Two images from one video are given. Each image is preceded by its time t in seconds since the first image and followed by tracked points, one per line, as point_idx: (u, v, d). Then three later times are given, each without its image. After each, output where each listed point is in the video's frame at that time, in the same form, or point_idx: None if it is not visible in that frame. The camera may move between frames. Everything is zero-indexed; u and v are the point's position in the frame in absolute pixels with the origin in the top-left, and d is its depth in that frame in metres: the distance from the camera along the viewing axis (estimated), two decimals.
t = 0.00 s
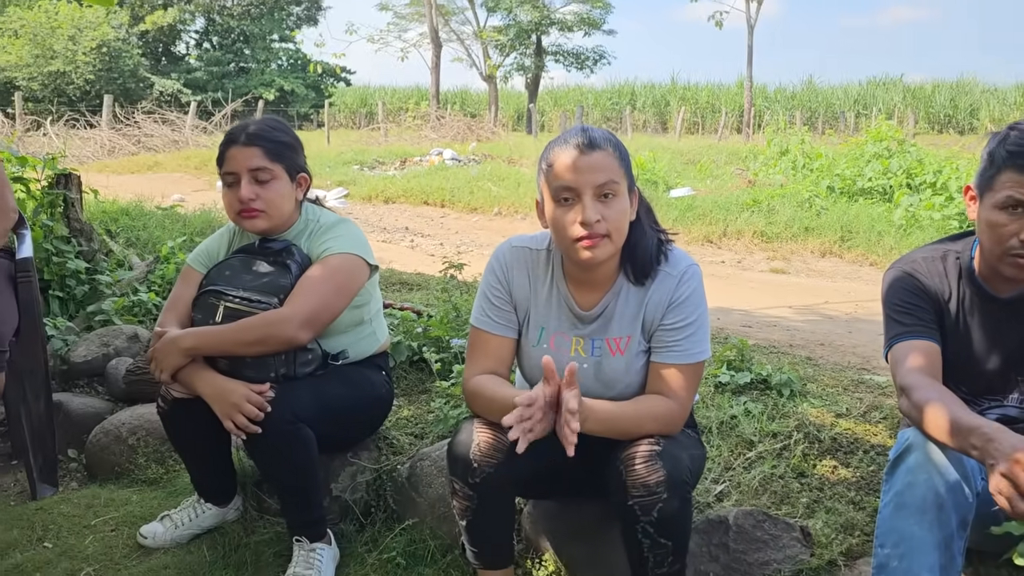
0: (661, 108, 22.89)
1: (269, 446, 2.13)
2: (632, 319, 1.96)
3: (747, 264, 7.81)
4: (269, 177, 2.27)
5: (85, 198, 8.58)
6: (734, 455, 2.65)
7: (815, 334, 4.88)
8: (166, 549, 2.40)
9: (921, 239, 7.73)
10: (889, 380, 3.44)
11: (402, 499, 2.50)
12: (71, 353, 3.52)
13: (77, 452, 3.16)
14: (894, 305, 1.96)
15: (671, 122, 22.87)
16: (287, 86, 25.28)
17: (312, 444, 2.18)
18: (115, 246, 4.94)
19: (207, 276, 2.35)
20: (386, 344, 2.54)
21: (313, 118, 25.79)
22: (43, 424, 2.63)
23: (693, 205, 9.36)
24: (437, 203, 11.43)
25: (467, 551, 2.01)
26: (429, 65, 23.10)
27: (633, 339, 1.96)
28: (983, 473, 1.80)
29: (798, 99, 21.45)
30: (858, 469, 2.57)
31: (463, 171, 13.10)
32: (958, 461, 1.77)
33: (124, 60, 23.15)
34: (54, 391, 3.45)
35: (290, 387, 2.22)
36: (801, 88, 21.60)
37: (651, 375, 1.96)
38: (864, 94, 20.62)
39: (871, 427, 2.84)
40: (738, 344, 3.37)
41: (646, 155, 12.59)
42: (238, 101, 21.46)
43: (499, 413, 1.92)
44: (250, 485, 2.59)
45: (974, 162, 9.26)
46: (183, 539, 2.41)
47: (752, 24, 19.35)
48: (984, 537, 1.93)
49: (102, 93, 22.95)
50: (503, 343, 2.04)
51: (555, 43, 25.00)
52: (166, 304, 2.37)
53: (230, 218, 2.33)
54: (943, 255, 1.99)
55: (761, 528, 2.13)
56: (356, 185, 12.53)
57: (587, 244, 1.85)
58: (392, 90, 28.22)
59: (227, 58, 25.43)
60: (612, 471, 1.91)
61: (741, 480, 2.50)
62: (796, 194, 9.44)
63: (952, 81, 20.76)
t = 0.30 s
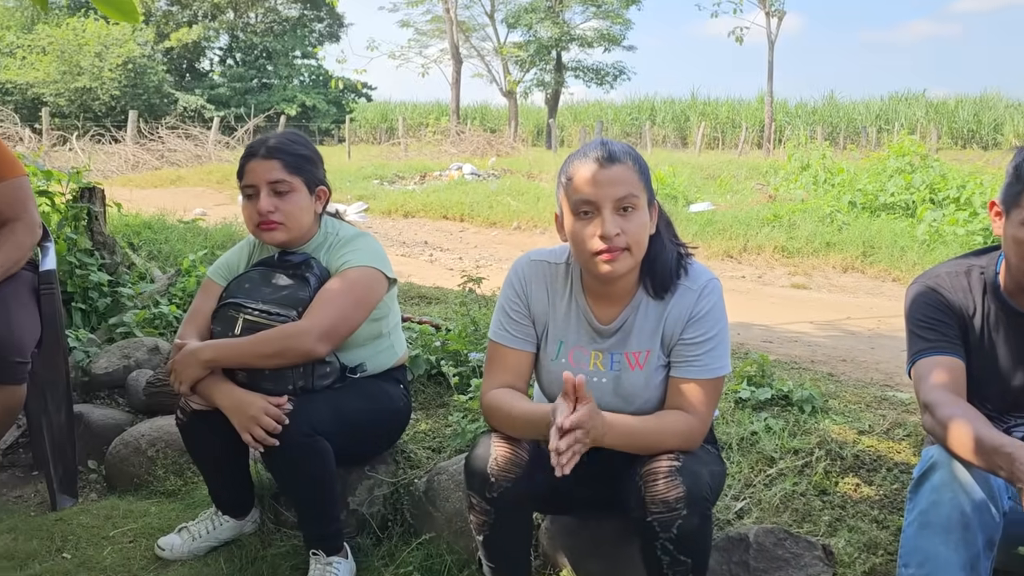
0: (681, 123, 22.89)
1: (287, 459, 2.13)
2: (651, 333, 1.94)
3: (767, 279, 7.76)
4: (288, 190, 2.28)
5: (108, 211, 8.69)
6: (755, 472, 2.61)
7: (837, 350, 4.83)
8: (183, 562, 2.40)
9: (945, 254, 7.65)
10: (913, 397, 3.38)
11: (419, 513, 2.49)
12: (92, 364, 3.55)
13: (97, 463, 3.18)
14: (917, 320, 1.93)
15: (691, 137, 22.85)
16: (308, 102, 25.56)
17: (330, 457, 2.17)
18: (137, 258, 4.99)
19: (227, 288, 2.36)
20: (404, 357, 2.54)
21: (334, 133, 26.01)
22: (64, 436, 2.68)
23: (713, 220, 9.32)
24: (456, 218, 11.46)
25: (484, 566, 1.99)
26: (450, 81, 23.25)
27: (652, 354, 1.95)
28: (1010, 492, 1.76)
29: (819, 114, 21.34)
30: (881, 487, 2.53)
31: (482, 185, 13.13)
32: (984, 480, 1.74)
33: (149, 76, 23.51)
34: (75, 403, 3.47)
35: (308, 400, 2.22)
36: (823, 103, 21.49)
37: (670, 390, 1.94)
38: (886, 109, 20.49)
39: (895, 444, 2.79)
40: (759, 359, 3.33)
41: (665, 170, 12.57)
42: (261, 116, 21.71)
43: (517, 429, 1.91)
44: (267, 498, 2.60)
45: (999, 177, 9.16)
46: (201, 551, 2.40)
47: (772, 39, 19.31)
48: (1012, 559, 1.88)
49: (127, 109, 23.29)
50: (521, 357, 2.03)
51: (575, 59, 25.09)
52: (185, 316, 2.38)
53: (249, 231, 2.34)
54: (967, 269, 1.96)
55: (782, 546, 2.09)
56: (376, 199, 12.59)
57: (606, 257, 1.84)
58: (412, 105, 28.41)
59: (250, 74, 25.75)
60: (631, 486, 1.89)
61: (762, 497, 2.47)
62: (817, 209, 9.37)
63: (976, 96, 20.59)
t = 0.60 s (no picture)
0: (706, 133, 22.80)
1: (308, 469, 2.14)
2: (675, 342, 1.93)
3: (792, 290, 7.68)
4: (311, 197, 2.30)
5: (136, 220, 8.80)
6: (780, 484, 2.58)
7: (864, 361, 4.76)
8: (205, 569, 2.40)
9: (973, 265, 7.54)
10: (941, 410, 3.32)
11: (440, 522, 2.49)
12: (118, 371, 3.59)
13: (121, 469, 3.21)
14: (945, 330, 1.89)
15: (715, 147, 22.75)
16: (334, 113, 25.81)
17: (351, 465, 2.18)
18: (164, 267, 5.05)
19: (251, 296, 2.37)
20: (425, 366, 2.54)
21: (359, 143, 26.19)
22: (89, 442, 2.71)
23: (738, 230, 9.26)
24: (479, 227, 11.48)
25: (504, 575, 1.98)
26: (474, 91, 23.35)
27: (675, 363, 1.93)
28: None
29: (845, 124, 21.18)
30: (908, 500, 2.49)
31: (506, 196, 13.15)
32: (1015, 494, 1.70)
33: (177, 87, 23.85)
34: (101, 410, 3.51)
35: (329, 408, 2.22)
36: (849, 113, 21.29)
37: (693, 400, 1.92)
38: (913, 119, 20.28)
39: (922, 457, 2.74)
40: (783, 370, 3.29)
41: (690, 180, 12.51)
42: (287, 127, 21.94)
43: (537, 437, 1.90)
44: (289, 506, 2.60)
45: None
46: (223, 558, 2.41)
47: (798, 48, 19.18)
48: None
49: (156, 120, 23.64)
50: (543, 366, 2.02)
51: (599, 70, 25.11)
52: (209, 323, 2.40)
53: (272, 238, 2.35)
54: (996, 279, 1.93)
55: (807, 559, 2.06)
56: (400, 209, 12.65)
57: (629, 265, 1.83)
58: (436, 116, 28.56)
59: (277, 85, 26.04)
60: (653, 497, 1.88)
61: (786, 510, 2.44)
62: (843, 219, 9.27)
63: (1005, 106, 20.31)
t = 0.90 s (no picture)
0: (733, 141, 22.68)
1: (331, 473, 2.15)
2: (697, 349, 1.92)
3: (820, 298, 7.60)
4: (336, 204, 2.32)
5: (167, 226, 8.93)
6: (805, 493, 2.56)
7: (892, 371, 4.69)
8: (230, 572, 2.43)
9: (1005, 275, 7.42)
10: (971, 420, 3.27)
11: (463, 528, 2.50)
12: (146, 376, 3.64)
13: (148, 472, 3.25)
14: (974, 339, 1.87)
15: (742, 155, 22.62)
16: (362, 121, 26.02)
17: (374, 470, 2.19)
18: (192, 272, 5.11)
19: (276, 301, 2.40)
20: (449, 372, 2.55)
21: (387, 151, 26.36)
22: (117, 446, 2.77)
23: (765, 238, 9.18)
24: (505, 235, 11.51)
25: None
26: (501, 99, 23.43)
27: (698, 371, 1.92)
28: None
29: (874, 132, 20.96)
30: (936, 512, 2.45)
31: (532, 203, 13.16)
32: None
33: (208, 96, 24.19)
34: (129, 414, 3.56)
35: (353, 413, 2.24)
36: (878, 121, 21.05)
37: (716, 408, 1.91)
38: (944, 127, 20.02)
39: (951, 468, 2.70)
40: (809, 379, 3.25)
41: (716, 187, 12.44)
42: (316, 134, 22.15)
43: (559, 444, 1.90)
44: (313, 510, 2.62)
45: None
46: (247, 562, 2.43)
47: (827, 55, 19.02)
48: None
49: (187, 128, 23.99)
50: (565, 373, 2.02)
51: (626, 78, 25.08)
52: (235, 328, 2.43)
53: (298, 244, 2.38)
54: None
55: (833, 570, 2.03)
56: (426, 216, 12.71)
57: (651, 273, 1.83)
58: (463, 124, 28.67)
59: (307, 93, 26.31)
60: (675, 505, 1.87)
61: (812, 520, 2.41)
62: (872, 227, 9.16)
63: None
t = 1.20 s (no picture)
0: (755, 146, 22.55)
1: (353, 478, 2.15)
2: (723, 357, 1.90)
3: (844, 305, 7.52)
4: (360, 209, 2.32)
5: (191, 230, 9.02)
6: (831, 503, 2.52)
7: (919, 379, 4.63)
8: None
9: None
10: (1001, 429, 3.21)
11: (486, 534, 2.49)
12: (169, 379, 3.66)
13: (172, 476, 3.26)
14: (1006, 347, 1.83)
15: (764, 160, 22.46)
16: (383, 126, 26.14)
17: (396, 475, 2.19)
18: (216, 277, 5.15)
19: (300, 306, 2.40)
20: (472, 377, 2.55)
21: (408, 156, 26.44)
22: (141, 448, 2.79)
23: (788, 244, 9.09)
24: (526, 239, 11.50)
25: None
26: (522, 105, 23.44)
27: (724, 378, 1.90)
28: None
29: (899, 136, 20.73)
30: (966, 522, 2.40)
31: (553, 208, 13.13)
32: None
33: (231, 101, 24.42)
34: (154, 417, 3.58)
35: (376, 418, 2.24)
36: (903, 125, 20.83)
37: (742, 415, 1.89)
38: (970, 131, 19.76)
39: (980, 478, 2.65)
40: (835, 387, 3.21)
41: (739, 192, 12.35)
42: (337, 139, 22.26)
43: (582, 452, 1.88)
44: (335, 515, 2.62)
45: None
46: (269, 566, 2.44)
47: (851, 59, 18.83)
48: None
49: (211, 133, 24.20)
50: (589, 380, 2.00)
51: (647, 82, 25.00)
52: (259, 332, 2.44)
53: (322, 249, 2.38)
54: None
55: None
56: (447, 221, 12.73)
57: (678, 280, 1.81)
58: (484, 129, 28.71)
59: (328, 99, 26.48)
60: (701, 515, 1.85)
61: (839, 530, 2.38)
62: (897, 233, 9.04)
63: None
